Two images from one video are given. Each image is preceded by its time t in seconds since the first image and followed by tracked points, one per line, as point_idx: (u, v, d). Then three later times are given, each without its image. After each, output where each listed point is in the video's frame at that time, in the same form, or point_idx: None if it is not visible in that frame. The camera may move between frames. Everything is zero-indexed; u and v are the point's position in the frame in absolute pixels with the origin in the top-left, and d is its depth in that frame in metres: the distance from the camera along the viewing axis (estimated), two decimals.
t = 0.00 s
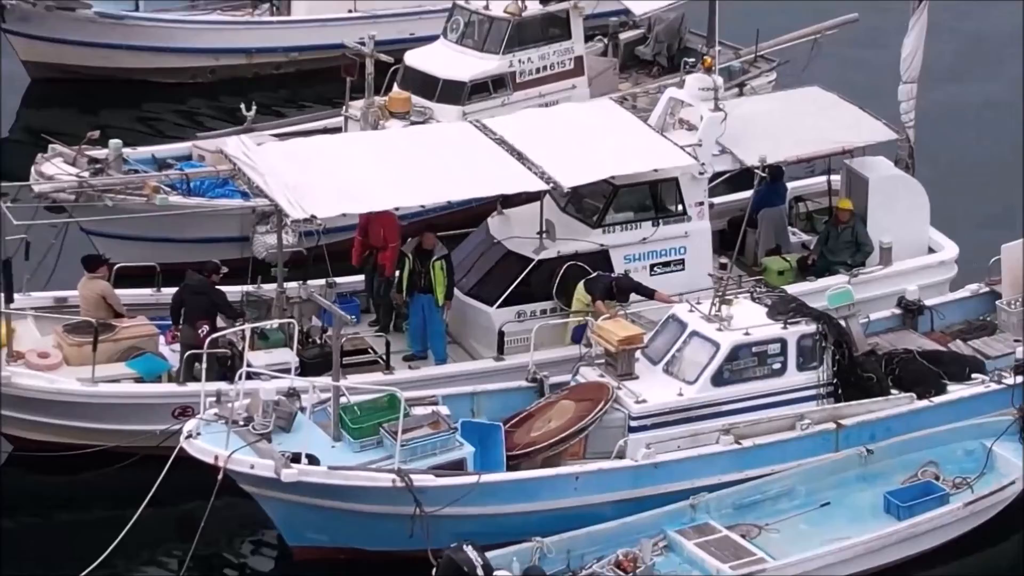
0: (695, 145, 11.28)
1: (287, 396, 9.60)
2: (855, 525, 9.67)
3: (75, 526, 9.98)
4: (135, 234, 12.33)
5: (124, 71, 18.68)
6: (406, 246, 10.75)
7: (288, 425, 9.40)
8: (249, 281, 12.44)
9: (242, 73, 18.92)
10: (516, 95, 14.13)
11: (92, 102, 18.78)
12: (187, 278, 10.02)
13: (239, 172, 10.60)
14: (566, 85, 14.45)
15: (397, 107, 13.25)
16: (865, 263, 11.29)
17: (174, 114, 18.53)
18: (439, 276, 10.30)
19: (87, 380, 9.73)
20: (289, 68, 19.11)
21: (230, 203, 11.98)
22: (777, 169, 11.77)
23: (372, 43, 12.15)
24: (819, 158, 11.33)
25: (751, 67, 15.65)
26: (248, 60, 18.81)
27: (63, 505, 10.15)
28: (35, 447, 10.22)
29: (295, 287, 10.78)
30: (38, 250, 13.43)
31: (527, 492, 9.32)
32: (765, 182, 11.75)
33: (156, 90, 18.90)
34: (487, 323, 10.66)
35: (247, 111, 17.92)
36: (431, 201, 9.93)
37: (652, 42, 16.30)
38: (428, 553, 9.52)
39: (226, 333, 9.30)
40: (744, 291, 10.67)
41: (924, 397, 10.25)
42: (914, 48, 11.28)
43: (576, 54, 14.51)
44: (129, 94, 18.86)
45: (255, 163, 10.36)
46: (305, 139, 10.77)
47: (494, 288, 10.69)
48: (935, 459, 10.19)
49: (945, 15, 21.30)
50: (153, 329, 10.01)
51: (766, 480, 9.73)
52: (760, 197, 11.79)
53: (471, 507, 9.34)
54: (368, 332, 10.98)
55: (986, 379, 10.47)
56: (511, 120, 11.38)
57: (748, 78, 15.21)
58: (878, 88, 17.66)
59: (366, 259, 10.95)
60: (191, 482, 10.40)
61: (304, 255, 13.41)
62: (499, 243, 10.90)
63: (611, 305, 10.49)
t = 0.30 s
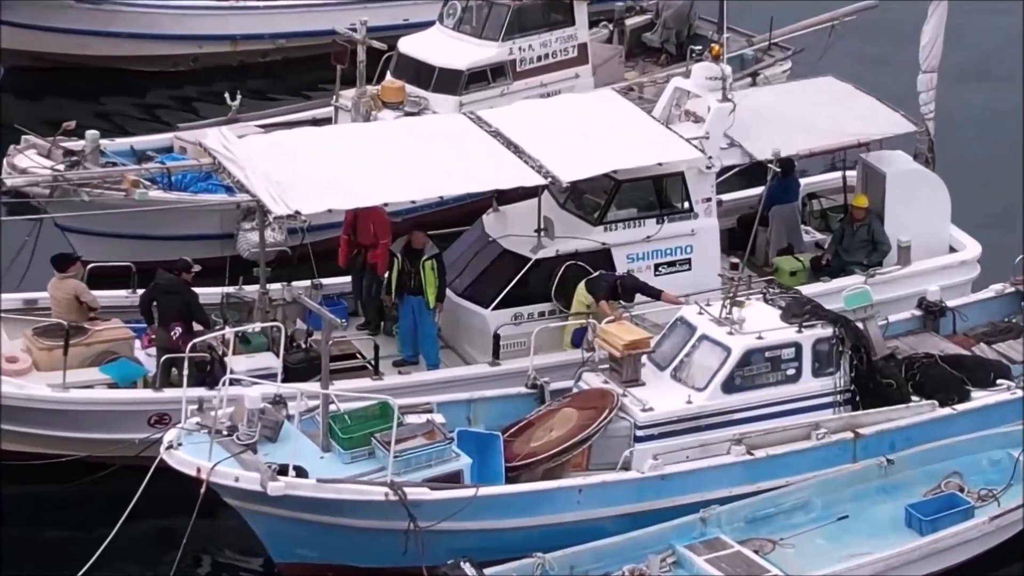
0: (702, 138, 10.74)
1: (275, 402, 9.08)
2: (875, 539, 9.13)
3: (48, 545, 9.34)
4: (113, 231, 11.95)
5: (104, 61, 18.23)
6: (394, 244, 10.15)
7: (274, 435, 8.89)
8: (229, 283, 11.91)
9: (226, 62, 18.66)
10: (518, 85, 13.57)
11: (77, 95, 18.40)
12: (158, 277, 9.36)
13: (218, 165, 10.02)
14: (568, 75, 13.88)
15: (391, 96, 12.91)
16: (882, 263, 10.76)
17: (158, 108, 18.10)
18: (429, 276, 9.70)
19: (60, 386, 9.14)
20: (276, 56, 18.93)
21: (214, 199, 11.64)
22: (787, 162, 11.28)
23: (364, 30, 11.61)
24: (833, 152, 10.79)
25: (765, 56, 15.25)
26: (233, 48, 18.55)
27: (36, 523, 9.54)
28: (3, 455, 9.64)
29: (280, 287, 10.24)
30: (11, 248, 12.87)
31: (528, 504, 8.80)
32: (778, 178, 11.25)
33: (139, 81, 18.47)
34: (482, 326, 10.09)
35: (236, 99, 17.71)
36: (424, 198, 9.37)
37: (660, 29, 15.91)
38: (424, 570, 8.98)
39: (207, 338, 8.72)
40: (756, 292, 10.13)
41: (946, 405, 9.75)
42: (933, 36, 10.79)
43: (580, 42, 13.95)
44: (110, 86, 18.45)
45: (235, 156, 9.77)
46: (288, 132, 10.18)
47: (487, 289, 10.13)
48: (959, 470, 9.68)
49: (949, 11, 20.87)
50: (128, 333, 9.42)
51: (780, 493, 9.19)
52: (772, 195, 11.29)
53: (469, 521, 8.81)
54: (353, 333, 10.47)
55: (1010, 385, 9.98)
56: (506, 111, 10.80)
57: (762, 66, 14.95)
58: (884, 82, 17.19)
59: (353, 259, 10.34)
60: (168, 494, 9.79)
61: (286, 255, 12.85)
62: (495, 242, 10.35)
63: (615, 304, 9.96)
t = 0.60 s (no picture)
0: (710, 131, 10.19)
1: (259, 409, 8.57)
2: (897, 556, 8.61)
3: (18, 562, 8.82)
4: (88, 229, 11.58)
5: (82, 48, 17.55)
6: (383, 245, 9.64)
7: (258, 446, 8.35)
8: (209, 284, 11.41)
9: (208, 51, 18.21)
10: (517, 75, 13.08)
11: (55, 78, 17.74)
12: (127, 277, 8.84)
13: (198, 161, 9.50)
14: (569, 64, 13.39)
15: (383, 87, 12.45)
16: (901, 265, 10.25)
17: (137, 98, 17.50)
18: (420, 279, 9.19)
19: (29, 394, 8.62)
20: (263, 44, 18.52)
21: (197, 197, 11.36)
22: (798, 157, 10.76)
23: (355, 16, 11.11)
24: (847, 146, 10.26)
25: (780, 44, 15.00)
26: (215, 36, 18.12)
27: (6, 537, 8.98)
28: None
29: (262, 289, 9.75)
30: None
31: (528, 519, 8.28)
32: (790, 175, 10.70)
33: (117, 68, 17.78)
34: (477, 330, 9.58)
35: (216, 88, 17.14)
36: (416, 194, 8.86)
37: (668, 15, 15.41)
38: None
39: (185, 343, 8.19)
40: (768, 294, 9.61)
41: (970, 414, 9.22)
42: (955, 24, 10.47)
43: (584, 29, 13.42)
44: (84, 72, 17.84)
45: (216, 151, 9.25)
46: (271, 125, 9.67)
47: (481, 292, 9.62)
48: (985, 483, 9.18)
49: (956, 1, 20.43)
50: (101, 336, 8.92)
51: (795, 507, 8.66)
52: (786, 190, 10.71)
53: (466, 537, 8.30)
54: (339, 337, 9.95)
55: None
56: (503, 102, 10.28)
57: (778, 55, 14.63)
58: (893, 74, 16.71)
59: (340, 260, 9.80)
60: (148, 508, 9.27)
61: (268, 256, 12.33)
62: (490, 241, 9.84)
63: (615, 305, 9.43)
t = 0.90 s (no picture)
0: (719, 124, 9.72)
1: (242, 416, 8.11)
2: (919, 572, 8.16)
3: None
4: (70, 227, 11.05)
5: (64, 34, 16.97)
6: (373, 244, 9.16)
7: (243, 455, 7.86)
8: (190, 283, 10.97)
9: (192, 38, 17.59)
10: (517, 63, 12.63)
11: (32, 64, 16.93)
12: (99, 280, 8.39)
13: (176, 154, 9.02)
14: (575, 50, 12.94)
15: (376, 76, 11.99)
16: (920, 265, 9.77)
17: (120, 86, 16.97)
18: (410, 281, 8.73)
19: None
20: (248, 30, 18.04)
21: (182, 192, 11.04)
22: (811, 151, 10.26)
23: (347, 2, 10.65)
24: (863, 140, 9.78)
25: (795, 29, 14.64)
26: (200, 20, 17.55)
27: None
28: None
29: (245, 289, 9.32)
30: None
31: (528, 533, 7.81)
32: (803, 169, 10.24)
33: (96, 55, 17.08)
34: (470, 334, 9.09)
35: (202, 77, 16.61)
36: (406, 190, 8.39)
37: None
38: None
39: (164, 348, 7.73)
40: (780, 294, 9.13)
41: (995, 420, 8.79)
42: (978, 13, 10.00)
43: (587, 16, 12.98)
44: (67, 58, 17.00)
45: (195, 144, 8.77)
46: (254, 116, 9.18)
47: (476, 292, 9.13)
48: (1011, 496, 8.73)
49: None
50: (72, 341, 8.46)
51: (811, 520, 8.17)
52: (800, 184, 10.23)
53: (463, 551, 7.83)
54: (325, 340, 9.46)
55: None
56: (499, 92, 9.79)
57: (793, 42, 14.36)
58: (903, 62, 16.26)
59: (328, 259, 9.34)
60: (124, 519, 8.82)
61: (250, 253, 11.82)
62: (486, 239, 9.35)
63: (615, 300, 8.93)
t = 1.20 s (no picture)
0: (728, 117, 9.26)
1: (224, 425, 7.66)
2: None
3: None
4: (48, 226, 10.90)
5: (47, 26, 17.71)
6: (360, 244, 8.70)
7: (225, 466, 7.42)
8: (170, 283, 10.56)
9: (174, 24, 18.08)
10: (515, 52, 12.20)
11: (23, 59, 17.65)
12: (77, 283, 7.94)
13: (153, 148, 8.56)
14: (578, 37, 12.48)
15: (367, 64, 11.63)
16: (941, 268, 9.29)
17: (102, 79, 16.94)
18: (401, 284, 8.29)
19: None
20: (232, 16, 18.40)
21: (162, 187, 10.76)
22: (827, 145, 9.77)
23: None
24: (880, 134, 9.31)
25: (811, 14, 14.23)
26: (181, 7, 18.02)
27: None
28: None
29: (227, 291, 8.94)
30: None
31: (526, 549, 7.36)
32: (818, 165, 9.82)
33: (77, 45, 17.79)
34: (465, 339, 8.62)
35: (180, 67, 16.67)
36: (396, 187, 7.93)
37: None
38: None
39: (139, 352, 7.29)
40: (794, 296, 8.67)
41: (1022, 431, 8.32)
42: None
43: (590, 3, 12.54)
44: (54, 48, 17.71)
45: (174, 138, 8.31)
46: (237, 107, 8.72)
47: (472, 294, 8.68)
48: None
49: None
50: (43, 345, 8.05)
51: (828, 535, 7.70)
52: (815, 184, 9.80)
53: (458, 568, 7.36)
54: (311, 346, 9.01)
55: None
56: (496, 82, 9.34)
57: (808, 28, 13.98)
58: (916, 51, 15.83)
59: (315, 260, 8.88)
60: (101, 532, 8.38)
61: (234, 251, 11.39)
62: (482, 238, 8.89)
63: (612, 286, 8.55)
